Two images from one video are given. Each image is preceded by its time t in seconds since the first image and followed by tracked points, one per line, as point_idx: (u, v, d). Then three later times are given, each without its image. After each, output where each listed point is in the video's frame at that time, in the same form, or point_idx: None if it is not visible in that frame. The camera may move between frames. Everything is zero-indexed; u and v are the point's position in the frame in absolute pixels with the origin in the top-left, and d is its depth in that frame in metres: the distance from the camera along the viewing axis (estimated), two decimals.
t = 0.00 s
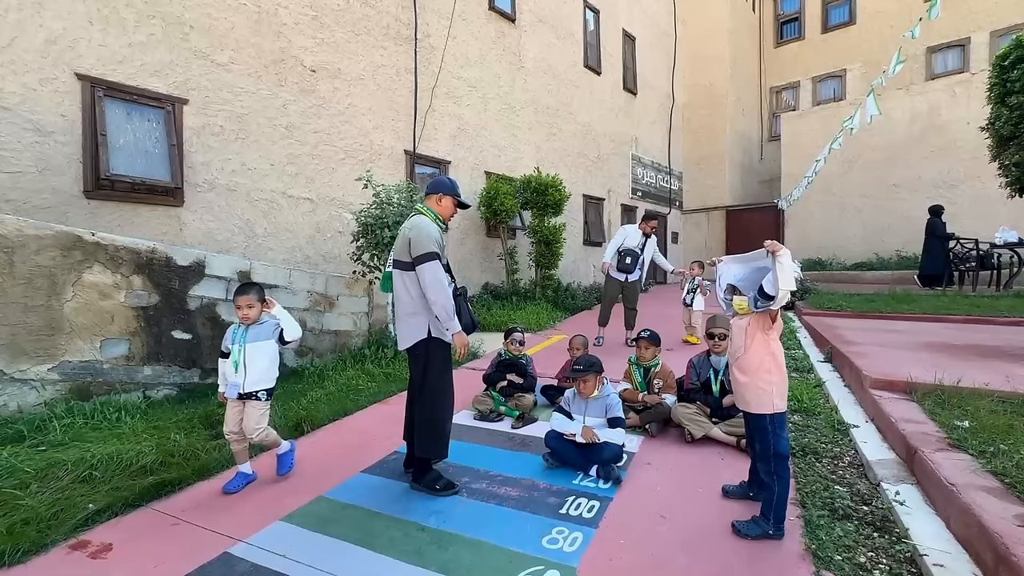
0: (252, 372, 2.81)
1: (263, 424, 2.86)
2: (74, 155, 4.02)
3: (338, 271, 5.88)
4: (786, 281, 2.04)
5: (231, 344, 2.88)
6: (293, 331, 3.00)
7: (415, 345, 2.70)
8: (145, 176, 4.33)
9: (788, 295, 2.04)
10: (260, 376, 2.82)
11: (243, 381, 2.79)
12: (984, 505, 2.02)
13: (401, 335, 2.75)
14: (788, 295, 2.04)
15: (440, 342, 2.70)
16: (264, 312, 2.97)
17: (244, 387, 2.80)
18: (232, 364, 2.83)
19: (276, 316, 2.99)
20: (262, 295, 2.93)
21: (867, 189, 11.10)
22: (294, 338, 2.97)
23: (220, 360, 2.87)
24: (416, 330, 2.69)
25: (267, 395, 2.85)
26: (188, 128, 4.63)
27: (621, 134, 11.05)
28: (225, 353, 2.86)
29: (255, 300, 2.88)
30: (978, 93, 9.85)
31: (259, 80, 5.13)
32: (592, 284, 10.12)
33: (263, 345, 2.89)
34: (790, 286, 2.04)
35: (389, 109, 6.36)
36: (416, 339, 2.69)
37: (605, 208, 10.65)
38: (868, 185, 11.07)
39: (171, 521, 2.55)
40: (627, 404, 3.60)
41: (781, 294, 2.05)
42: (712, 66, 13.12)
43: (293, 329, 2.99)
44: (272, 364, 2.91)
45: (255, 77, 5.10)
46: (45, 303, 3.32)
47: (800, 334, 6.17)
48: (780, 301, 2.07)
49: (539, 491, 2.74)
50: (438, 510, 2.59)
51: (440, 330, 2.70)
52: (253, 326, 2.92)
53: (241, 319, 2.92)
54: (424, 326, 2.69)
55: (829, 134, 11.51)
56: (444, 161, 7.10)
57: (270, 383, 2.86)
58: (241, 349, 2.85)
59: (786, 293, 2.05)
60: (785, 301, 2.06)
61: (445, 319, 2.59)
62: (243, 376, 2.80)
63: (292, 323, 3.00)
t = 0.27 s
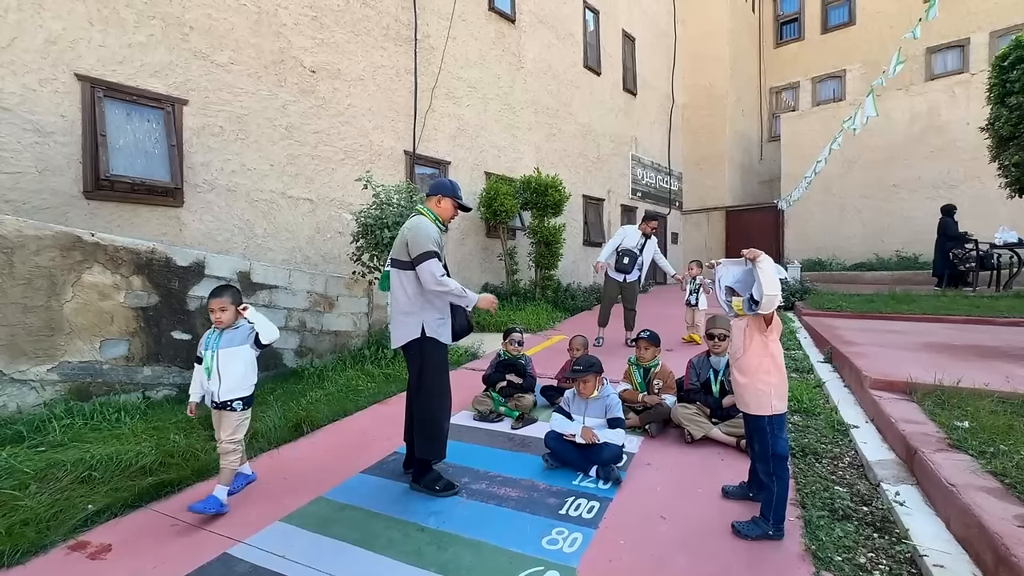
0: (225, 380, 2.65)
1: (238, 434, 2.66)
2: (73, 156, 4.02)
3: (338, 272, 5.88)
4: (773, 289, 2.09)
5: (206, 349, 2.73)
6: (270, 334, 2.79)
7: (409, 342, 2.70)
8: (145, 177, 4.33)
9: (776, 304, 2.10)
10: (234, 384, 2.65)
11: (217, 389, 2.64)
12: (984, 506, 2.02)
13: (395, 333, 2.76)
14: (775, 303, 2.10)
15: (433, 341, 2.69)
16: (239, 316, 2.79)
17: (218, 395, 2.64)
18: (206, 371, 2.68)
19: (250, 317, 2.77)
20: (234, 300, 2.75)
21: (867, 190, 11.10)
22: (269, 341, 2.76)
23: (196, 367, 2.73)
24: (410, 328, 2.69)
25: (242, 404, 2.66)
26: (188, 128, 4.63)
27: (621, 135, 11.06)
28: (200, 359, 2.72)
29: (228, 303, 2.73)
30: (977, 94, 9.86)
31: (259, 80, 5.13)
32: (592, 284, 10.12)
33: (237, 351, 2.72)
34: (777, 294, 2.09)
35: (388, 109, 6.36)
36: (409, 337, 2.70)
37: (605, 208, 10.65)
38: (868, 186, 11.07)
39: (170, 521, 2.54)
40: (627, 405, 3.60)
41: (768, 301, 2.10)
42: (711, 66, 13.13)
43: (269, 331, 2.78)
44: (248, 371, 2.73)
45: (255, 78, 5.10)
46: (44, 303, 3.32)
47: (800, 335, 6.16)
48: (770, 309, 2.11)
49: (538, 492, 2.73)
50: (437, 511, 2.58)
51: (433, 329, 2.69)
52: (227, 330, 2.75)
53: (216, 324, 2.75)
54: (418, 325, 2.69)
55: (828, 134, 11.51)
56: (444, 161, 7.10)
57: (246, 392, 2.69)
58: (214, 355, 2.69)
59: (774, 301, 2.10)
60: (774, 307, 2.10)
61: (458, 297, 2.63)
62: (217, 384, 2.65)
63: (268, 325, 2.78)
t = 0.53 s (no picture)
0: (190, 392, 2.46)
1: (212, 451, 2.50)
2: (73, 157, 4.02)
3: (337, 273, 5.88)
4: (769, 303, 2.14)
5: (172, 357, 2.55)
6: (235, 339, 2.55)
7: (400, 341, 2.70)
8: (145, 177, 4.33)
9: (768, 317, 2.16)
10: (198, 396, 2.46)
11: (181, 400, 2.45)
12: (984, 507, 2.02)
13: (385, 332, 2.75)
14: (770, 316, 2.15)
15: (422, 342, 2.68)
16: (206, 321, 2.57)
17: (183, 407, 2.46)
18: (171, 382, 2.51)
19: (216, 321, 2.54)
20: (198, 304, 2.53)
21: (867, 191, 11.10)
22: (235, 348, 2.54)
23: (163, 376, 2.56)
24: (400, 329, 2.69)
25: (209, 418, 2.48)
26: (188, 129, 4.63)
27: (621, 136, 11.06)
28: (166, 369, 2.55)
29: (193, 307, 2.51)
30: (977, 95, 9.87)
31: (259, 81, 5.13)
32: (592, 285, 10.12)
33: (202, 360, 2.50)
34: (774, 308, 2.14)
35: (388, 110, 6.36)
36: (399, 337, 2.69)
37: (605, 209, 10.65)
38: (868, 186, 11.07)
39: (170, 522, 2.55)
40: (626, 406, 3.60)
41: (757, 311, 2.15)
42: (711, 67, 13.13)
43: (235, 337, 2.55)
44: (217, 380, 2.53)
45: (255, 79, 5.10)
46: (44, 304, 3.31)
47: (800, 335, 6.16)
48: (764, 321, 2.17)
49: (538, 493, 2.73)
50: (437, 512, 2.58)
51: (423, 331, 2.69)
52: (194, 336, 2.55)
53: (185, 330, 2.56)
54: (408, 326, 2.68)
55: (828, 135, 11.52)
56: (444, 162, 7.10)
57: (212, 404, 2.48)
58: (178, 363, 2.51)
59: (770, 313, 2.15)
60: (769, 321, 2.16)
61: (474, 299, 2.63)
62: (182, 395, 2.46)
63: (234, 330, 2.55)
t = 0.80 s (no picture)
0: (153, 406, 2.32)
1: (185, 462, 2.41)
2: (74, 158, 4.03)
3: (338, 273, 5.89)
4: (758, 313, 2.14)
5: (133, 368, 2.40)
6: (199, 348, 2.39)
7: (393, 346, 2.69)
8: (145, 178, 4.33)
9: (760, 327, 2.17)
10: (162, 411, 2.32)
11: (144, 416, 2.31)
12: (983, 507, 2.03)
13: (379, 332, 2.74)
14: (762, 324, 2.15)
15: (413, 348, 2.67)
16: (166, 330, 2.41)
17: (146, 423, 2.31)
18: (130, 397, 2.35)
19: (175, 330, 2.37)
20: (158, 311, 2.36)
21: (867, 191, 11.11)
22: (198, 358, 2.38)
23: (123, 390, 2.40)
24: (395, 336, 2.67)
25: (177, 433, 2.35)
26: (188, 130, 4.64)
27: (621, 136, 11.07)
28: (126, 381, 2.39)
29: (153, 315, 2.35)
30: (976, 95, 9.88)
31: (259, 82, 5.13)
32: (591, 285, 10.13)
33: (163, 372, 2.35)
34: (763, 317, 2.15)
35: (388, 111, 6.37)
36: (392, 342, 2.68)
37: (605, 209, 10.66)
38: (868, 187, 11.08)
39: (169, 522, 2.55)
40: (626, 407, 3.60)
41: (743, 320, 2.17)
42: (711, 67, 13.14)
43: (199, 346, 2.38)
44: (182, 393, 2.39)
45: (255, 79, 5.10)
46: (44, 305, 3.32)
47: (799, 336, 6.17)
48: (757, 329, 2.18)
49: (538, 493, 2.73)
50: (437, 512, 2.58)
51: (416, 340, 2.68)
52: (155, 346, 2.41)
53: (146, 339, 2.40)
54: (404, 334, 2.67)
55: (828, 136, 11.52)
56: (444, 163, 7.10)
57: (178, 417, 2.35)
58: (138, 376, 2.35)
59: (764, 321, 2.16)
60: (765, 327, 2.17)
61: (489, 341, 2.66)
62: (143, 410, 2.32)
63: (196, 339, 2.38)
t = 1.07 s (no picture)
0: (106, 414, 2.20)
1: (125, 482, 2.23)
2: (74, 158, 4.03)
3: (338, 274, 5.89)
4: (749, 314, 2.18)
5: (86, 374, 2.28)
6: (154, 354, 2.26)
7: (401, 346, 2.70)
8: (145, 179, 4.33)
9: (755, 328, 2.19)
10: (115, 420, 2.20)
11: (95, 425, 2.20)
12: (982, 507, 2.03)
13: (386, 331, 2.75)
14: (754, 322, 2.17)
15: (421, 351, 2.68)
16: (122, 334, 2.29)
17: (97, 433, 2.19)
18: (82, 404, 2.24)
19: (130, 335, 2.24)
20: (112, 314, 2.24)
21: (866, 192, 11.12)
22: (153, 365, 2.25)
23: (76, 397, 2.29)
24: (402, 336, 2.67)
25: (127, 444, 2.22)
26: (188, 130, 4.64)
27: (621, 137, 11.08)
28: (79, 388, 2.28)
29: (106, 319, 2.23)
30: (975, 96, 9.89)
31: (259, 82, 5.14)
32: (591, 286, 10.13)
33: (116, 380, 2.23)
34: (754, 317, 2.18)
35: (388, 111, 6.37)
36: (400, 343, 2.69)
37: (605, 210, 10.67)
38: (867, 188, 11.09)
39: (169, 523, 2.55)
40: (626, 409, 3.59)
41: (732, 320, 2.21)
42: (710, 68, 13.15)
43: (153, 352, 2.25)
44: (137, 402, 2.28)
45: (255, 80, 5.11)
46: (43, 305, 3.31)
47: (799, 336, 6.18)
48: (751, 329, 2.20)
49: (538, 493, 2.74)
50: (438, 513, 2.59)
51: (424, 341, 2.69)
52: (110, 351, 2.29)
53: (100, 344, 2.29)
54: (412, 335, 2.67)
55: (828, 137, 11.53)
56: (444, 163, 7.11)
57: (130, 428, 2.23)
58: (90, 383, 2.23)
59: (757, 321, 2.18)
60: (759, 326, 2.19)
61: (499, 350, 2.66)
62: (95, 419, 2.20)
63: (151, 344, 2.25)
